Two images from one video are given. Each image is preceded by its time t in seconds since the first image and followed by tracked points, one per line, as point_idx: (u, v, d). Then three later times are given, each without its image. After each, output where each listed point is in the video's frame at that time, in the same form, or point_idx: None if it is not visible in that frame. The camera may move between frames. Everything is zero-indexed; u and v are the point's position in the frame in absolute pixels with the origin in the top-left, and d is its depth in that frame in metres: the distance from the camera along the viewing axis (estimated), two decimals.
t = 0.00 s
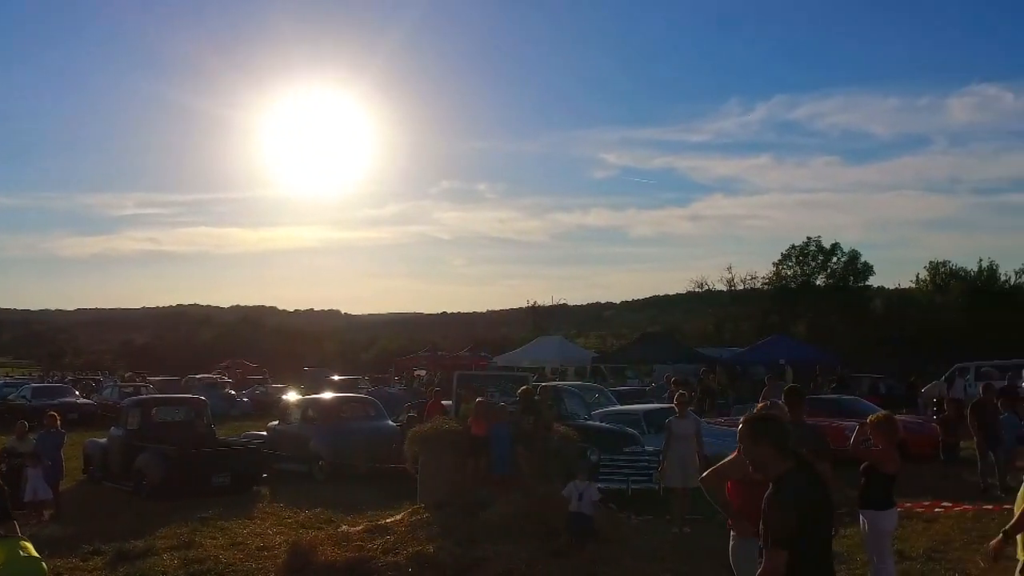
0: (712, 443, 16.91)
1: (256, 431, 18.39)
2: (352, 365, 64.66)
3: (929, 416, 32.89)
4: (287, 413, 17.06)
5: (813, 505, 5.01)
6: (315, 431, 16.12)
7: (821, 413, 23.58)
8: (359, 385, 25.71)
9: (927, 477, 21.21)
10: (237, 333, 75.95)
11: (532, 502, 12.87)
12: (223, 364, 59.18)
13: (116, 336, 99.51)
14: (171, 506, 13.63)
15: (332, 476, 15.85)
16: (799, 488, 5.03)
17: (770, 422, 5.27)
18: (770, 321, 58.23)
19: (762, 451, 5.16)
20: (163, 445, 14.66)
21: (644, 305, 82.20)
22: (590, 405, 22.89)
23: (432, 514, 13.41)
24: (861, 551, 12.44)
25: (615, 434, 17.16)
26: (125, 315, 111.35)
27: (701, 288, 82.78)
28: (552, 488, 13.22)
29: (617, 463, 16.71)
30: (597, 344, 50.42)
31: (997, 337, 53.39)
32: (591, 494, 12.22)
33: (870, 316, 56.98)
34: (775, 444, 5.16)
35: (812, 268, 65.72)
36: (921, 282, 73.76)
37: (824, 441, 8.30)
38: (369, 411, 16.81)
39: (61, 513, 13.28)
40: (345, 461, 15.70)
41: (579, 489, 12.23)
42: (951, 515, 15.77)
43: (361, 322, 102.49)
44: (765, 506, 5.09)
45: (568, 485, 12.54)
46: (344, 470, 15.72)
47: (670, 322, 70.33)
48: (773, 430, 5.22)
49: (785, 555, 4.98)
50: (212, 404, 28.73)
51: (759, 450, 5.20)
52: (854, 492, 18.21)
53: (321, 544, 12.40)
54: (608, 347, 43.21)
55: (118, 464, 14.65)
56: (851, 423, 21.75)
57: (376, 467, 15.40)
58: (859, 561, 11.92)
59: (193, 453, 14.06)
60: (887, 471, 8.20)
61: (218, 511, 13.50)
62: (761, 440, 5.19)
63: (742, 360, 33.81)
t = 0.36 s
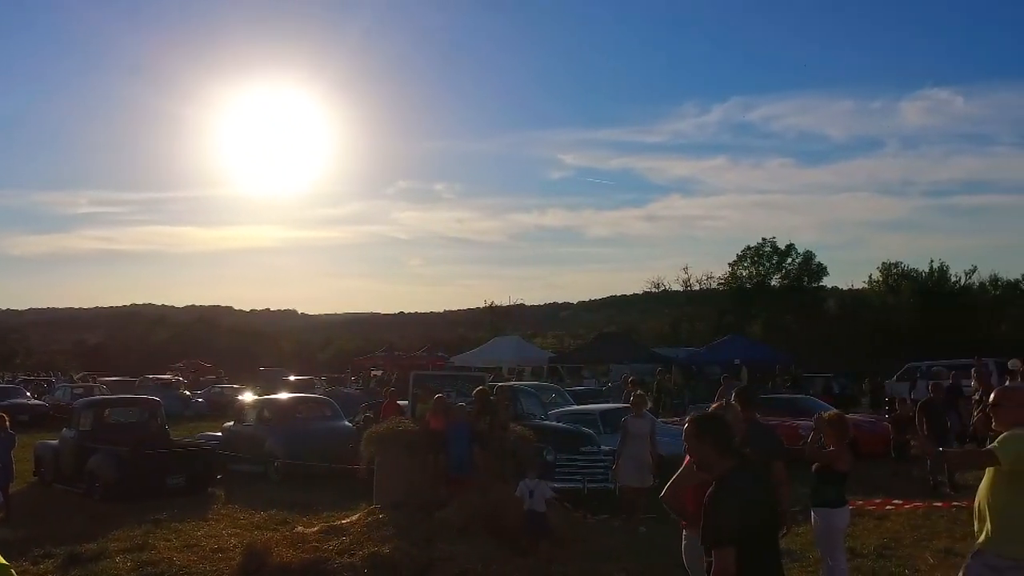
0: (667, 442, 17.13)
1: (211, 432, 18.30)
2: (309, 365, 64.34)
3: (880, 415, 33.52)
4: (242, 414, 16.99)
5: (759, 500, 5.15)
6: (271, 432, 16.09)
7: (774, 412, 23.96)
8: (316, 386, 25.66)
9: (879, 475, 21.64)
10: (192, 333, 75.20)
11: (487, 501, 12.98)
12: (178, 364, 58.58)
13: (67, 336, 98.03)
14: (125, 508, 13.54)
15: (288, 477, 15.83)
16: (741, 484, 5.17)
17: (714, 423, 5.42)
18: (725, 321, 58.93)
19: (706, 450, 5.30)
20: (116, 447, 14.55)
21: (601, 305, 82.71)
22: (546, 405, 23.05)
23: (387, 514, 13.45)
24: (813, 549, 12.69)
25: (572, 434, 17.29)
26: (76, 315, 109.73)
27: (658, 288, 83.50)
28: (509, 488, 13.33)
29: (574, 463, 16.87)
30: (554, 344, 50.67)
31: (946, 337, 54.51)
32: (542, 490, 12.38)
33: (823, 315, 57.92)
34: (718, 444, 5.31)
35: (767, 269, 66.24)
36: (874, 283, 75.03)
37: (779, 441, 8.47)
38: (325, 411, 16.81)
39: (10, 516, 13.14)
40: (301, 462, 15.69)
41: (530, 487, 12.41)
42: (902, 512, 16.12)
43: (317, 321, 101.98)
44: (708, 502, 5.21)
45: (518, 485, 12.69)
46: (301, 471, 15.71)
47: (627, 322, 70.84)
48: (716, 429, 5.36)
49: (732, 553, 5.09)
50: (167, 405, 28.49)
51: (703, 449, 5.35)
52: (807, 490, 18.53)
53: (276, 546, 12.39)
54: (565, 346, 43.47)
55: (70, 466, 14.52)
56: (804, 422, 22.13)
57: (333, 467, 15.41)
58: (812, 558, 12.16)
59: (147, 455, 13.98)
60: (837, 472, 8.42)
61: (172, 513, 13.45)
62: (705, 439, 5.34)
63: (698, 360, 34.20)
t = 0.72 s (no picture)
0: (626, 442, 17.28)
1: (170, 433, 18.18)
2: (269, 365, 63.98)
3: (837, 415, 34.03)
4: (201, 415, 16.92)
5: (697, 498, 5.20)
6: (230, 433, 16.04)
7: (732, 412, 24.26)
8: (276, 386, 25.56)
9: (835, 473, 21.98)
10: (150, 334, 74.44)
11: (447, 500, 13.05)
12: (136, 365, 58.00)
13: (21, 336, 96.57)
14: (80, 511, 13.44)
15: (248, 477, 15.81)
16: (676, 484, 5.24)
17: (666, 425, 5.52)
18: (686, 321, 59.50)
19: (655, 448, 5.39)
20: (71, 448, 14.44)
21: (563, 304, 83.06)
22: (507, 405, 23.16)
23: (345, 513, 13.45)
24: (770, 547, 12.91)
25: (531, 434, 17.39)
26: (31, 316, 108.16)
27: (619, 288, 84.03)
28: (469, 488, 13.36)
29: (534, 463, 16.97)
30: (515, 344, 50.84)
31: (901, 337, 55.37)
32: (493, 487, 12.63)
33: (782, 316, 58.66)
34: (667, 444, 5.40)
35: (726, 269, 67.00)
36: (832, 283, 76.06)
37: (737, 440, 8.63)
38: (284, 412, 16.78)
39: None
40: (260, 463, 15.67)
41: (481, 483, 12.65)
42: (858, 510, 16.41)
43: (278, 322, 101.41)
44: (651, 502, 5.29)
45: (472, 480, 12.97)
46: (260, 471, 15.69)
47: (589, 322, 71.21)
48: (669, 432, 5.46)
49: (669, 552, 5.15)
50: (125, 405, 28.24)
51: (651, 448, 5.45)
52: (765, 489, 18.80)
53: (234, 547, 12.36)
54: (527, 346, 43.65)
55: (25, 468, 14.38)
56: (762, 421, 22.43)
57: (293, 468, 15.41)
58: (768, 556, 12.37)
59: (103, 457, 13.88)
60: (795, 475, 8.55)
61: (129, 515, 13.37)
62: (655, 438, 5.43)
63: (658, 360, 34.50)
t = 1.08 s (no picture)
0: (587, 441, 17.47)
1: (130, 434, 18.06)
2: (230, 365, 63.54)
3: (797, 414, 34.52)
4: (161, 415, 16.83)
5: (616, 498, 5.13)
6: (191, 433, 15.98)
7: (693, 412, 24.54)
8: (238, 386, 25.47)
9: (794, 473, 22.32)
10: (109, 334, 73.61)
11: (409, 501, 13.11)
12: (95, 365, 57.35)
13: None
14: (38, 513, 13.34)
15: (209, 478, 15.77)
16: (596, 481, 5.18)
17: (621, 418, 5.30)
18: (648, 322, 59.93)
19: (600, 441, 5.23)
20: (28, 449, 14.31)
21: (527, 304, 83.27)
22: (470, 405, 23.25)
23: (307, 514, 13.46)
24: (731, 545, 13.13)
25: (494, 433, 17.51)
26: None
27: (583, 288, 84.40)
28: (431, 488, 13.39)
29: (497, 463, 17.10)
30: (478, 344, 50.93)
31: (860, 337, 56.23)
32: (454, 487, 12.54)
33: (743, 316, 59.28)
34: (609, 439, 5.23)
35: (689, 269, 67.56)
36: (792, 283, 76.96)
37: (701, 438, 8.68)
38: (246, 412, 16.75)
39: None
40: (222, 464, 15.65)
41: (442, 485, 12.52)
42: (816, 509, 16.71)
43: (239, 321, 100.64)
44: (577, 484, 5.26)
45: (429, 486, 12.83)
46: (222, 472, 15.66)
47: (552, 322, 71.47)
48: (620, 427, 5.25)
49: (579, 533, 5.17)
50: (84, 406, 27.97)
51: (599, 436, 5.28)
52: (725, 487, 19.05)
53: (195, 548, 12.34)
54: (491, 346, 43.78)
55: None
56: (722, 421, 22.71)
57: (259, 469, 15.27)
58: (728, 554, 12.58)
59: (62, 458, 13.78)
60: (759, 471, 8.74)
61: (88, 517, 13.27)
62: (604, 430, 5.25)
63: (620, 359, 34.77)
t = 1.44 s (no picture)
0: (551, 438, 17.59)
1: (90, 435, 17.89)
2: (194, 365, 62.99)
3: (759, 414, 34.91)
4: (123, 416, 16.70)
5: (547, 496, 5.27)
6: (153, 435, 15.88)
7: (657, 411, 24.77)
8: (202, 386, 25.32)
9: (755, 472, 22.61)
10: (70, 333, 72.67)
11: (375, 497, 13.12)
12: (56, 366, 56.58)
13: None
14: None
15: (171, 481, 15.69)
16: (537, 479, 5.35)
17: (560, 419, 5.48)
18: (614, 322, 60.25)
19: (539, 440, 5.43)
20: None
21: (493, 305, 83.33)
22: (434, 405, 23.29)
23: (270, 515, 13.44)
24: (693, 544, 13.30)
25: (458, 434, 17.57)
26: None
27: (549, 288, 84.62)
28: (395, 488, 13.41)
29: (461, 462, 17.16)
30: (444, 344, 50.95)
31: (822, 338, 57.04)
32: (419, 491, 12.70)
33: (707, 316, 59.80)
34: (547, 437, 5.42)
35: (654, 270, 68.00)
36: (756, 284, 77.70)
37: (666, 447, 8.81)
38: (209, 413, 16.67)
39: None
40: (185, 466, 15.58)
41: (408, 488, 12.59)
42: (778, 507, 16.96)
43: (203, 321, 99.75)
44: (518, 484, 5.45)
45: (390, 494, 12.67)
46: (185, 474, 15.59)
47: (518, 322, 71.62)
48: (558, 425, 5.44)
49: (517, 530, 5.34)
50: (44, 407, 27.64)
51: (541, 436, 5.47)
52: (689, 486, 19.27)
53: (156, 550, 12.30)
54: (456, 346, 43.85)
55: None
56: (685, 421, 22.94)
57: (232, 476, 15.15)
58: (691, 553, 12.76)
59: (22, 460, 13.66)
60: (723, 469, 8.90)
61: (49, 520, 13.17)
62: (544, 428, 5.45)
63: (585, 360, 34.96)
